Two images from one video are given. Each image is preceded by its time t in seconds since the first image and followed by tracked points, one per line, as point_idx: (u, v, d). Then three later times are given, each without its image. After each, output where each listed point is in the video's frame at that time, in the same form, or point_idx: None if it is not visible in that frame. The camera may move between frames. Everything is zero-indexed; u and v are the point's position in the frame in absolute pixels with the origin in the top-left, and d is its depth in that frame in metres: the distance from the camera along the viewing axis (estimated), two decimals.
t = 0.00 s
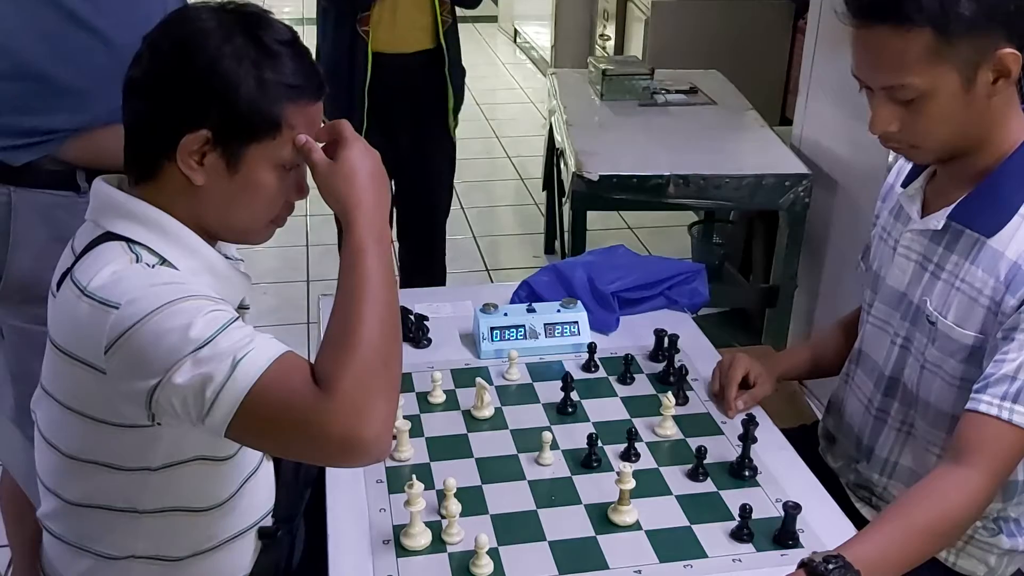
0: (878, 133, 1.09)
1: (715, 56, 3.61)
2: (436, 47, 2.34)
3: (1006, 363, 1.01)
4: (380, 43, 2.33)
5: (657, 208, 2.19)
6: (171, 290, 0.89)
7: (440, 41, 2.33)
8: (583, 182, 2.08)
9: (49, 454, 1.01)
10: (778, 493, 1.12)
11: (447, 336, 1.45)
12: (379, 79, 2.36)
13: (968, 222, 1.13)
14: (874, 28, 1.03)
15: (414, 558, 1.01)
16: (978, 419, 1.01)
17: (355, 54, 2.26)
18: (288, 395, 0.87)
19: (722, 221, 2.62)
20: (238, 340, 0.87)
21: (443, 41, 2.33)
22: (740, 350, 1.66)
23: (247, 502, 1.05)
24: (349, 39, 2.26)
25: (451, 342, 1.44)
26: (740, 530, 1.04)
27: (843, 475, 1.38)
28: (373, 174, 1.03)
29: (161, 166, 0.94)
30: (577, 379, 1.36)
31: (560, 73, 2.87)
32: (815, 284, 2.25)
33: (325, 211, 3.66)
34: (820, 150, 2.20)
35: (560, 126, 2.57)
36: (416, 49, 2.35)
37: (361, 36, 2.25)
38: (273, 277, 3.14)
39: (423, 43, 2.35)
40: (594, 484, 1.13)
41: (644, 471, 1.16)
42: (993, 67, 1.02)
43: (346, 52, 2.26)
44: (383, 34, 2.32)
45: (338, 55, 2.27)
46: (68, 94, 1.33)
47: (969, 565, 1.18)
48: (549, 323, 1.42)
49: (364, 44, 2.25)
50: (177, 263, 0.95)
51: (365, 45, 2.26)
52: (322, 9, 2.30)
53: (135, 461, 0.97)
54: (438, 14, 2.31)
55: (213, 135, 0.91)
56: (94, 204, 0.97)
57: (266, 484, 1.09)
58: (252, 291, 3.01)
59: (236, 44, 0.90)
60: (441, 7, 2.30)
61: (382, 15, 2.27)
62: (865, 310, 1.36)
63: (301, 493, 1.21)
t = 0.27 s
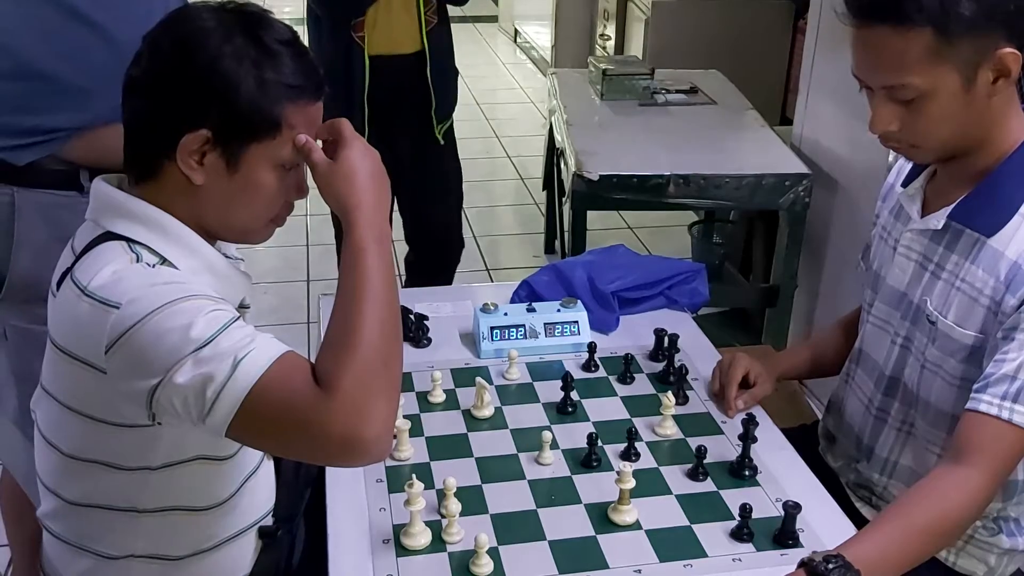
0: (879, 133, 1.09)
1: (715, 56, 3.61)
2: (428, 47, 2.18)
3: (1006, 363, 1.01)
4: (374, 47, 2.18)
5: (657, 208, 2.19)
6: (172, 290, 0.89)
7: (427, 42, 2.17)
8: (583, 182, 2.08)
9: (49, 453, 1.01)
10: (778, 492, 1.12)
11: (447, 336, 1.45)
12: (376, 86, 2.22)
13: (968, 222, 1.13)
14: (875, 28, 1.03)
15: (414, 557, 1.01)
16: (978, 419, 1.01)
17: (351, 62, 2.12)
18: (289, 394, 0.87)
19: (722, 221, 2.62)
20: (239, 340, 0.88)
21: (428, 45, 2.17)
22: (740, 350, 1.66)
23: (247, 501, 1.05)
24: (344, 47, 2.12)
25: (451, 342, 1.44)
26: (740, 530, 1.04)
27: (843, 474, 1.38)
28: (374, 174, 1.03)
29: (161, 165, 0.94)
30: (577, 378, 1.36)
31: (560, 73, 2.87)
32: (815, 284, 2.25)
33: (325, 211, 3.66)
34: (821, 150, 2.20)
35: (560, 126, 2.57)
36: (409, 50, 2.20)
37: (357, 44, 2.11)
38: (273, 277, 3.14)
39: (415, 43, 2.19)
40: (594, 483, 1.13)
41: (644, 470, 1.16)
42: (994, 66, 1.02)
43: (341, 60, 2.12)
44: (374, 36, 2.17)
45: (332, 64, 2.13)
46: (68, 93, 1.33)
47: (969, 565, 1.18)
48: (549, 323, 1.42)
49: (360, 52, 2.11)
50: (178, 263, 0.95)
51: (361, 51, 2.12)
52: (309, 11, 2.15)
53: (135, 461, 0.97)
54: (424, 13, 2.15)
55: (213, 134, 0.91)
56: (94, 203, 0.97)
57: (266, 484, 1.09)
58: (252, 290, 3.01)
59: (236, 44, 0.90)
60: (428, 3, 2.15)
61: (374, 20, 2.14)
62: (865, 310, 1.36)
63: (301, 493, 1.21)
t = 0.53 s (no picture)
0: (880, 133, 1.09)
1: (715, 56, 3.61)
2: (438, 48, 2.22)
3: (1008, 363, 1.01)
4: (380, 48, 2.20)
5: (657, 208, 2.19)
6: (173, 290, 0.89)
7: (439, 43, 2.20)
8: (583, 181, 2.08)
9: (49, 453, 1.01)
10: (779, 492, 1.12)
11: (447, 336, 1.45)
12: (382, 87, 2.23)
13: (969, 222, 1.13)
14: (876, 27, 1.03)
15: (414, 557, 1.01)
16: (980, 420, 1.01)
17: (356, 66, 2.12)
18: (289, 395, 0.87)
19: (722, 220, 2.61)
20: (240, 340, 0.87)
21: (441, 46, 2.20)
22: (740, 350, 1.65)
23: (247, 501, 1.05)
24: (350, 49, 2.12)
25: (452, 342, 1.43)
26: (741, 530, 1.04)
27: (844, 474, 1.38)
28: (374, 173, 1.03)
29: (161, 165, 0.94)
30: (577, 378, 1.35)
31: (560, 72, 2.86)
32: (815, 284, 2.25)
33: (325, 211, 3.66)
34: (821, 149, 2.20)
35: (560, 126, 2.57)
36: (416, 52, 2.22)
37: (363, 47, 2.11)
38: (273, 277, 3.13)
39: (423, 45, 2.22)
40: (594, 483, 1.12)
41: (644, 470, 1.15)
42: (995, 66, 1.02)
43: (347, 63, 2.13)
44: (381, 38, 2.19)
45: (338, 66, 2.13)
46: (67, 93, 1.33)
47: (970, 565, 1.18)
48: (549, 322, 1.42)
49: (365, 56, 2.11)
50: (178, 262, 0.94)
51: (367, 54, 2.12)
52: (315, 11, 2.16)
53: (135, 460, 0.97)
54: (436, 15, 2.18)
55: (213, 134, 0.90)
56: (94, 203, 0.97)
57: (266, 484, 1.09)
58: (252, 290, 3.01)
59: (236, 43, 0.90)
60: (440, 6, 2.18)
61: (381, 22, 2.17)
62: (865, 310, 1.36)
63: (301, 493, 1.21)
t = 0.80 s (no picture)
0: (880, 133, 1.09)
1: (715, 56, 3.61)
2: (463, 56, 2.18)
3: (1008, 364, 1.01)
4: (404, 53, 2.16)
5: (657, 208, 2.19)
6: (174, 290, 0.89)
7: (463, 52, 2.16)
8: (583, 181, 2.08)
9: (50, 453, 1.01)
10: (779, 492, 1.12)
11: (447, 336, 1.45)
12: (404, 92, 2.19)
13: (970, 222, 1.13)
14: (878, 27, 1.03)
15: (415, 557, 1.01)
16: (980, 420, 1.01)
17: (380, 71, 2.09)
18: (289, 396, 0.87)
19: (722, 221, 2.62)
20: (241, 340, 0.87)
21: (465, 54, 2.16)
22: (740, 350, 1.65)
23: (247, 501, 1.05)
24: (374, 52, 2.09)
25: (452, 342, 1.43)
26: (741, 530, 1.04)
27: (844, 474, 1.38)
28: (374, 173, 1.03)
29: (162, 165, 0.94)
30: (577, 378, 1.35)
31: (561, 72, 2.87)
32: (815, 284, 2.25)
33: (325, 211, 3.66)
34: (821, 150, 2.20)
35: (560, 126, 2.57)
36: (440, 58, 2.18)
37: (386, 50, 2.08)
38: (274, 277, 3.14)
39: (446, 52, 2.18)
40: (594, 483, 1.12)
41: (645, 471, 1.15)
42: (996, 66, 1.02)
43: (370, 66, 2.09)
44: (405, 43, 2.15)
45: (360, 68, 2.10)
46: (67, 94, 1.32)
47: (970, 565, 1.18)
48: (549, 323, 1.42)
49: (389, 60, 2.08)
50: (178, 262, 0.94)
51: (390, 58, 2.09)
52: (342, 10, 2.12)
53: (137, 461, 0.97)
54: (462, 22, 2.15)
55: (213, 134, 0.90)
56: (95, 203, 0.97)
57: (267, 485, 1.09)
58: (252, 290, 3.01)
59: (237, 43, 0.90)
60: (467, 13, 2.14)
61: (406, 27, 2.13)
62: (866, 310, 1.36)
63: (301, 493, 1.21)
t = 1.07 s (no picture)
0: (881, 134, 1.09)
1: (716, 57, 3.61)
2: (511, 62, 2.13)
3: (1008, 364, 1.01)
4: (450, 56, 2.10)
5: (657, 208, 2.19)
6: (175, 290, 0.89)
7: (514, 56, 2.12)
8: (584, 181, 2.08)
9: (51, 453, 1.01)
10: (779, 493, 1.12)
11: (447, 335, 1.45)
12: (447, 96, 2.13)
13: (969, 223, 1.13)
14: (879, 28, 1.03)
15: (415, 557, 1.01)
16: (980, 421, 1.01)
17: (426, 73, 2.03)
18: (290, 397, 0.87)
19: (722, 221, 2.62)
20: (242, 340, 0.87)
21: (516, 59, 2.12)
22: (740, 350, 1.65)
23: (248, 501, 1.05)
24: (419, 56, 2.03)
25: (452, 342, 1.43)
26: (741, 530, 1.04)
27: (844, 475, 1.38)
28: (374, 172, 1.03)
29: (163, 165, 0.94)
30: (577, 378, 1.35)
31: (561, 72, 2.87)
32: (815, 284, 2.25)
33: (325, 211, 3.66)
34: (821, 150, 2.20)
35: (560, 126, 2.57)
36: (487, 62, 2.13)
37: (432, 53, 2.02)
38: (274, 276, 3.14)
39: (493, 57, 2.13)
40: (595, 483, 1.12)
41: (645, 471, 1.15)
42: (997, 67, 1.02)
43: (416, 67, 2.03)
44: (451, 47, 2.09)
45: (405, 69, 2.04)
46: (65, 93, 1.32)
47: (970, 565, 1.18)
48: (549, 323, 1.42)
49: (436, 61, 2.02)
50: (179, 262, 0.95)
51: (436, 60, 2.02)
52: (389, 10, 2.06)
53: (138, 460, 0.97)
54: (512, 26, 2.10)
55: (215, 134, 0.90)
56: (95, 203, 0.97)
57: (267, 484, 1.09)
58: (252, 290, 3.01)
59: (238, 43, 0.90)
60: (517, 16, 2.10)
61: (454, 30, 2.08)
62: (866, 311, 1.36)
63: (302, 492, 1.21)
